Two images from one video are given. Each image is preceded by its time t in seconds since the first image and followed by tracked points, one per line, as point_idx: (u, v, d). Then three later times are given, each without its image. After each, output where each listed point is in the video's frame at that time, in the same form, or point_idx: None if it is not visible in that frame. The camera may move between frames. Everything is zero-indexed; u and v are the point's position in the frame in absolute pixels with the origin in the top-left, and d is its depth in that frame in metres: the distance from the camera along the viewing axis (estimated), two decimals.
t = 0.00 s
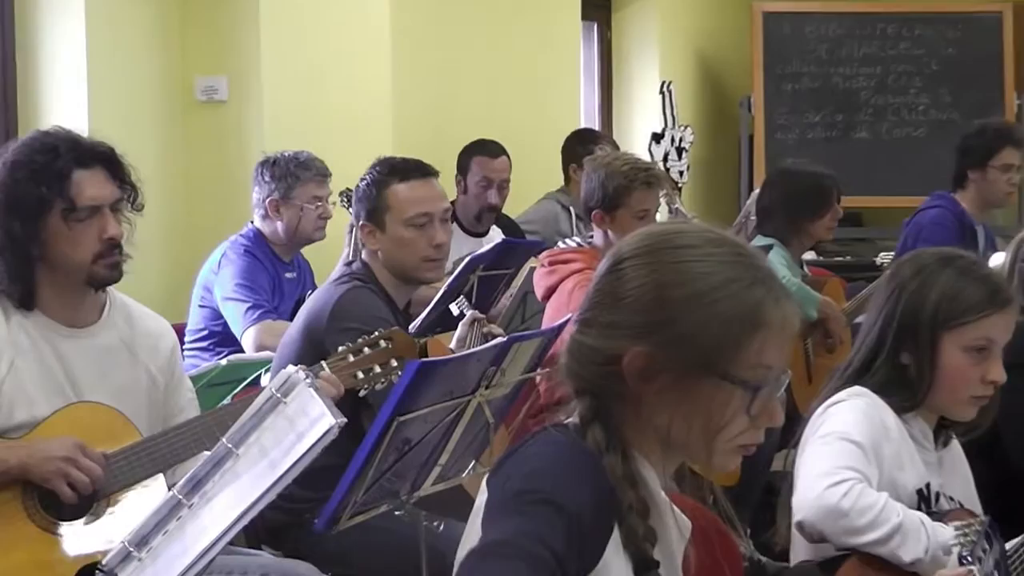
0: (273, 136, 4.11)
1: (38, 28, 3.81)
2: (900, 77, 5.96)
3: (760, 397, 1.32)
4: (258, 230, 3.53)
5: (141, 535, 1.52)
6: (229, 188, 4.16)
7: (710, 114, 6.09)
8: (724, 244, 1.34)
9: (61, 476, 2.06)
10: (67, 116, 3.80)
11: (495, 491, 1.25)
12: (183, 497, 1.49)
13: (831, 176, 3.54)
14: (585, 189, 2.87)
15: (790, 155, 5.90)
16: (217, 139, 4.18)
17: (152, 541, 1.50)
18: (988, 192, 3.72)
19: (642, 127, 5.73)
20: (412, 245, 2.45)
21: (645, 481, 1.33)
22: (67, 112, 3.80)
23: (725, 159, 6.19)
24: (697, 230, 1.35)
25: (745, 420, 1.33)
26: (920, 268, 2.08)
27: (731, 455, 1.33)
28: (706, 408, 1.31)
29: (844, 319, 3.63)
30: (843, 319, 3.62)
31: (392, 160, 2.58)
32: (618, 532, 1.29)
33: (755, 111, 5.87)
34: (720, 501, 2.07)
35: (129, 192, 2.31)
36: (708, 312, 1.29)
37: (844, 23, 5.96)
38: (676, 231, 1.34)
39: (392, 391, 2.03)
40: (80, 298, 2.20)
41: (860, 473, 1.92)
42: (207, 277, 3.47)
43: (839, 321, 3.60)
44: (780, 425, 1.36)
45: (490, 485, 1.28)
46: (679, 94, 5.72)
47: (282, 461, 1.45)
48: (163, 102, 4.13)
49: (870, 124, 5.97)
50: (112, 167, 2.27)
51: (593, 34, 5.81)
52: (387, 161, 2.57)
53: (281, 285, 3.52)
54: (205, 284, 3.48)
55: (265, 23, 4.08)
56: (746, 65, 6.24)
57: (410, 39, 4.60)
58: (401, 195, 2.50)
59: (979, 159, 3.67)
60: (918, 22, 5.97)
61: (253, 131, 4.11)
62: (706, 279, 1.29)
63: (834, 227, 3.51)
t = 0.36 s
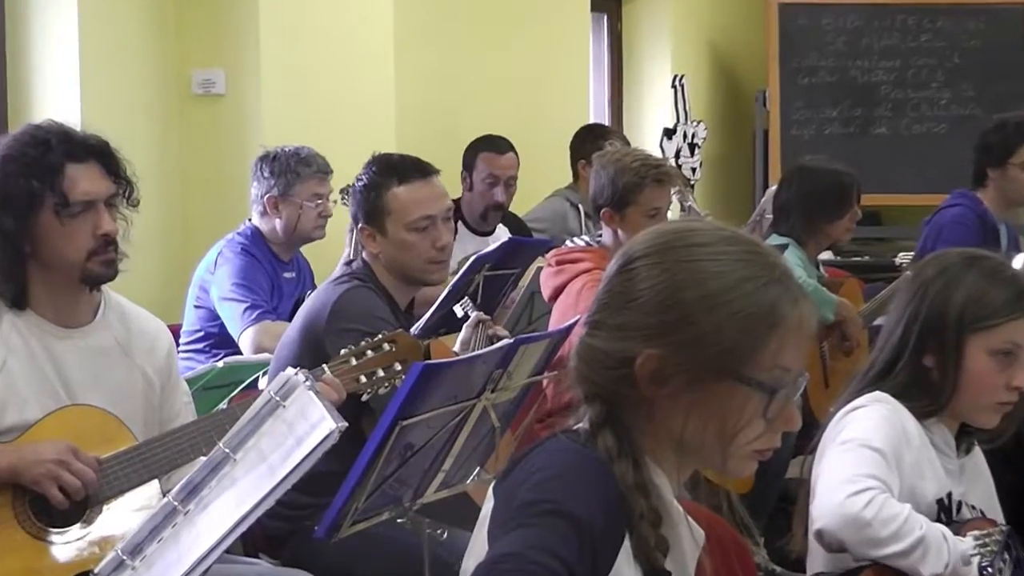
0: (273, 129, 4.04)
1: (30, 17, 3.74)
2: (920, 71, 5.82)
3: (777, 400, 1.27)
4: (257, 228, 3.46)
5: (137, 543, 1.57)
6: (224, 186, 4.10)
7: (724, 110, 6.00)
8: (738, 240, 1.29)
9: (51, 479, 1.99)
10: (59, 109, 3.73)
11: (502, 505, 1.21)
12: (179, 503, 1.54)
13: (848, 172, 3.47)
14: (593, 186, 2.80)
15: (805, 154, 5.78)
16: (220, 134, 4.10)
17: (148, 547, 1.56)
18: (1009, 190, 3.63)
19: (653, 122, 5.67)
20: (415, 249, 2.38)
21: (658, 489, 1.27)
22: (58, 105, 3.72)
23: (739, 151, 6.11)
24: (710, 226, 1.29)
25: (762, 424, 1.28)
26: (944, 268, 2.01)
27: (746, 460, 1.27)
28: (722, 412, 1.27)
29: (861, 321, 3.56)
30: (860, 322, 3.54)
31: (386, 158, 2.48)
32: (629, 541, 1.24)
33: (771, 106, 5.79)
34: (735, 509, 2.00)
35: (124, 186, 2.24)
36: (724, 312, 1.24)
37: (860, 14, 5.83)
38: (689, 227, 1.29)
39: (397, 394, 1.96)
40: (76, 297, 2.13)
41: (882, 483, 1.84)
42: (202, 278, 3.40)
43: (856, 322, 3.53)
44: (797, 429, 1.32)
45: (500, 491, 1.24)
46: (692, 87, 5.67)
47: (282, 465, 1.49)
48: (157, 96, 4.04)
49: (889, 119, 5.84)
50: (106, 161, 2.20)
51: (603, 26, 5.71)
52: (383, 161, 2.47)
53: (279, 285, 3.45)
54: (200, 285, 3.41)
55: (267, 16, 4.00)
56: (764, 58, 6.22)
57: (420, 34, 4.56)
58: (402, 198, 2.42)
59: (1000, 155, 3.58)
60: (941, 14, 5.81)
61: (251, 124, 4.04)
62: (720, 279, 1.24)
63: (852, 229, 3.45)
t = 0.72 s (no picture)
0: (269, 115, 3.98)
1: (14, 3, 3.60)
2: (939, 59, 5.53)
3: (788, 398, 1.24)
4: (250, 219, 3.39)
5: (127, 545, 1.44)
6: (214, 174, 4.02)
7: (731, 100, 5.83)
8: (748, 233, 1.26)
9: (40, 478, 1.92)
10: (47, 96, 3.60)
11: (505, 505, 1.17)
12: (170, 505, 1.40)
13: (861, 163, 3.40)
14: (597, 177, 2.73)
15: (820, 145, 5.55)
16: (219, 121, 4.00)
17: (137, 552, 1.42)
18: None
19: (662, 110, 5.59)
20: (410, 236, 2.32)
21: (665, 491, 1.25)
22: (46, 94, 3.60)
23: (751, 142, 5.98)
24: (718, 219, 1.26)
25: (772, 423, 1.25)
26: (964, 262, 1.93)
27: (755, 461, 1.24)
28: (730, 412, 1.24)
29: (875, 318, 3.48)
30: (875, 319, 3.47)
31: (379, 145, 2.41)
32: (635, 544, 1.21)
33: (784, 94, 5.57)
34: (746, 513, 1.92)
35: (113, 174, 2.18)
36: (733, 308, 1.21)
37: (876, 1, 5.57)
38: (696, 220, 1.25)
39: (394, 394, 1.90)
40: (64, 290, 2.06)
41: (892, 489, 1.77)
42: (194, 272, 3.33)
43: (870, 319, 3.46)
44: (810, 429, 1.28)
45: (502, 491, 1.21)
46: (701, 77, 5.55)
47: (275, 466, 1.34)
48: (147, 84, 3.95)
49: (906, 110, 5.58)
50: (94, 148, 2.14)
51: (610, 9, 5.66)
52: (375, 147, 2.40)
53: (274, 279, 3.38)
54: (191, 280, 3.33)
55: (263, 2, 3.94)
56: (774, 43, 6.04)
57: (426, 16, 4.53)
58: (396, 183, 2.36)
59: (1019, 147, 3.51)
60: None
61: (244, 112, 3.97)
62: (729, 274, 1.21)
63: (867, 220, 3.37)
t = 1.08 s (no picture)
0: (265, 109, 3.91)
1: None
2: (957, 50, 5.35)
3: (791, 404, 1.21)
4: (243, 216, 3.32)
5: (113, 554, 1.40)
6: (211, 169, 3.96)
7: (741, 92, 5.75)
8: (751, 233, 1.23)
9: (27, 485, 1.85)
10: (30, 89, 3.50)
11: (504, 511, 1.13)
12: (160, 512, 1.37)
13: (877, 158, 3.32)
14: (601, 175, 2.66)
15: (834, 139, 5.39)
16: (212, 112, 3.94)
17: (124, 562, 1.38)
18: None
19: (668, 104, 5.57)
20: (420, 239, 2.25)
21: (669, 501, 1.21)
22: (31, 87, 3.50)
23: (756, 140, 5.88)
24: (722, 218, 1.24)
25: (775, 431, 1.22)
26: (976, 264, 1.85)
27: (759, 468, 1.22)
28: (733, 419, 1.20)
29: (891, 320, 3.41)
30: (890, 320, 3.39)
31: (397, 141, 2.34)
32: (638, 553, 1.17)
33: (796, 88, 5.40)
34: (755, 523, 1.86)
35: (103, 171, 2.12)
36: (736, 310, 1.18)
37: None
38: (700, 220, 1.23)
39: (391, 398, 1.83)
40: (52, 291, 2.00)
41: (901, 501, 1.69)
42: (185, 272, 3.26)
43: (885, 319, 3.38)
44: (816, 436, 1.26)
45: (502, 498, 1.16)
46: (710, 69, 5.45)
47: (271, 472, 1.32)
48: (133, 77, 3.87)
49: (923, 103, 5.39)
50: (86, 143, 2.07)
51: None
52: (391, 144, 2.33)
53: (269, 279, 3.32)
54: (182, 280, 3.26)
55: None
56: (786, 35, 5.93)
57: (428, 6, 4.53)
58: (410, 182, 2.28)
59: None
60: None
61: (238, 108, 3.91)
62: (733, 274, 1.18)
63: (881, 219, 3.29)
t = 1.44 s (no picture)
0: (260, 104, 3.84)
1: None
2: (977, 46, 5.23)
3: (803, 414, 1.16)
4: (236, 215, 3.26)
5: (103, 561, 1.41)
6: (207, 162, 3.88)
7: (751, 85, 5.64)
8: (764, 235, 1.17)
9: (10, 491, 1.78)
10: (16, 82, 3.42)
11: (507, 525, 1.08)
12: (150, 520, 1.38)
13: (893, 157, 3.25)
14: (606, 175, 2.59)
15: (847, 137, 5.25)
16: (205, 103, 3.86)
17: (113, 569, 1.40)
18: None
19: (679, 98, 5.43)
20: (413, 231, 2.18)
21: (679, 514, 1.16)
22: (17, 80, 3.42)
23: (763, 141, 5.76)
24: (735, 219, 1.18)
25: (786, 444, 1.16)
26: (992, 269, 1.78)
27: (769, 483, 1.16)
28: (742, 431, 1.15)
29: (908, 325, 3.34)
30: (907, 324, 3.32)
31: (382, 135, 2.27)
32: (646, 566, 1.11)
33: (810, 79, 5.28)
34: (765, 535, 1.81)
35: (92, 167, 2.05)
36: (745, 316, 1.13)
37: None
38: (711, 222, 1.17)
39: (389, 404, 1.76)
40: (39, 291, 1.93)
41: (914, 514, 1.62)
42: (177, 273, 3.19)
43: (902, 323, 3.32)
44: (830, 446, 1.20)
45: (503, 512, 1.11)
46: (721, 66, 5.35)
47: (264, 481, 1.33)
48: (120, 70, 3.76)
49: (942, 100, 5.28)
50: (75, 138, 2.00)
51: None
52: (377, 136, 2.27)
53: (263, 279, 3.27)
54: (173, 281, 3.19)
55: None
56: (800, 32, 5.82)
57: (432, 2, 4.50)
58: (399, 174, 2.22)
59: None
60: None
61: (230, 102, 3.83)
62: (743, 279, 1.13)
63: (900, 218, 3.21)
